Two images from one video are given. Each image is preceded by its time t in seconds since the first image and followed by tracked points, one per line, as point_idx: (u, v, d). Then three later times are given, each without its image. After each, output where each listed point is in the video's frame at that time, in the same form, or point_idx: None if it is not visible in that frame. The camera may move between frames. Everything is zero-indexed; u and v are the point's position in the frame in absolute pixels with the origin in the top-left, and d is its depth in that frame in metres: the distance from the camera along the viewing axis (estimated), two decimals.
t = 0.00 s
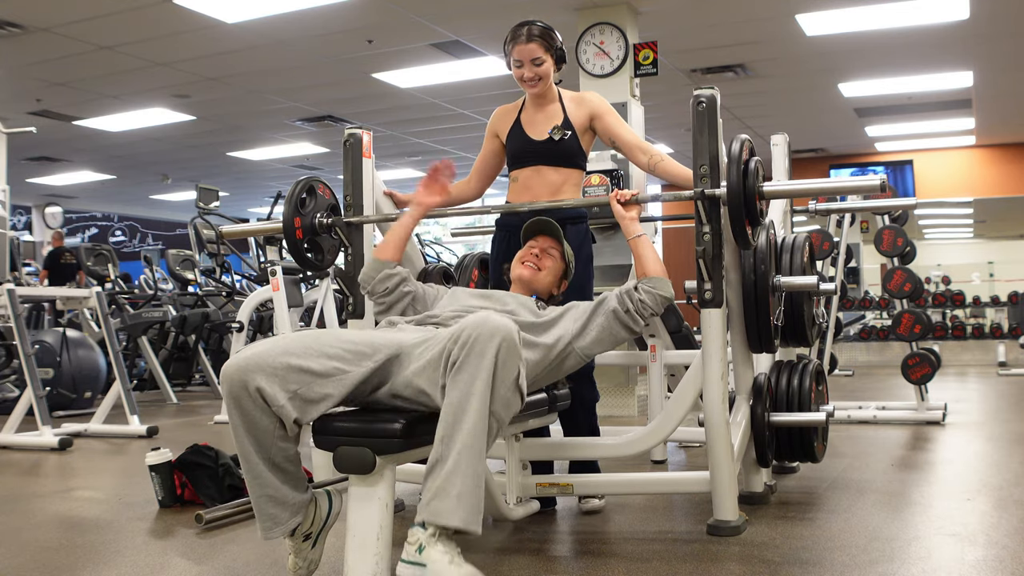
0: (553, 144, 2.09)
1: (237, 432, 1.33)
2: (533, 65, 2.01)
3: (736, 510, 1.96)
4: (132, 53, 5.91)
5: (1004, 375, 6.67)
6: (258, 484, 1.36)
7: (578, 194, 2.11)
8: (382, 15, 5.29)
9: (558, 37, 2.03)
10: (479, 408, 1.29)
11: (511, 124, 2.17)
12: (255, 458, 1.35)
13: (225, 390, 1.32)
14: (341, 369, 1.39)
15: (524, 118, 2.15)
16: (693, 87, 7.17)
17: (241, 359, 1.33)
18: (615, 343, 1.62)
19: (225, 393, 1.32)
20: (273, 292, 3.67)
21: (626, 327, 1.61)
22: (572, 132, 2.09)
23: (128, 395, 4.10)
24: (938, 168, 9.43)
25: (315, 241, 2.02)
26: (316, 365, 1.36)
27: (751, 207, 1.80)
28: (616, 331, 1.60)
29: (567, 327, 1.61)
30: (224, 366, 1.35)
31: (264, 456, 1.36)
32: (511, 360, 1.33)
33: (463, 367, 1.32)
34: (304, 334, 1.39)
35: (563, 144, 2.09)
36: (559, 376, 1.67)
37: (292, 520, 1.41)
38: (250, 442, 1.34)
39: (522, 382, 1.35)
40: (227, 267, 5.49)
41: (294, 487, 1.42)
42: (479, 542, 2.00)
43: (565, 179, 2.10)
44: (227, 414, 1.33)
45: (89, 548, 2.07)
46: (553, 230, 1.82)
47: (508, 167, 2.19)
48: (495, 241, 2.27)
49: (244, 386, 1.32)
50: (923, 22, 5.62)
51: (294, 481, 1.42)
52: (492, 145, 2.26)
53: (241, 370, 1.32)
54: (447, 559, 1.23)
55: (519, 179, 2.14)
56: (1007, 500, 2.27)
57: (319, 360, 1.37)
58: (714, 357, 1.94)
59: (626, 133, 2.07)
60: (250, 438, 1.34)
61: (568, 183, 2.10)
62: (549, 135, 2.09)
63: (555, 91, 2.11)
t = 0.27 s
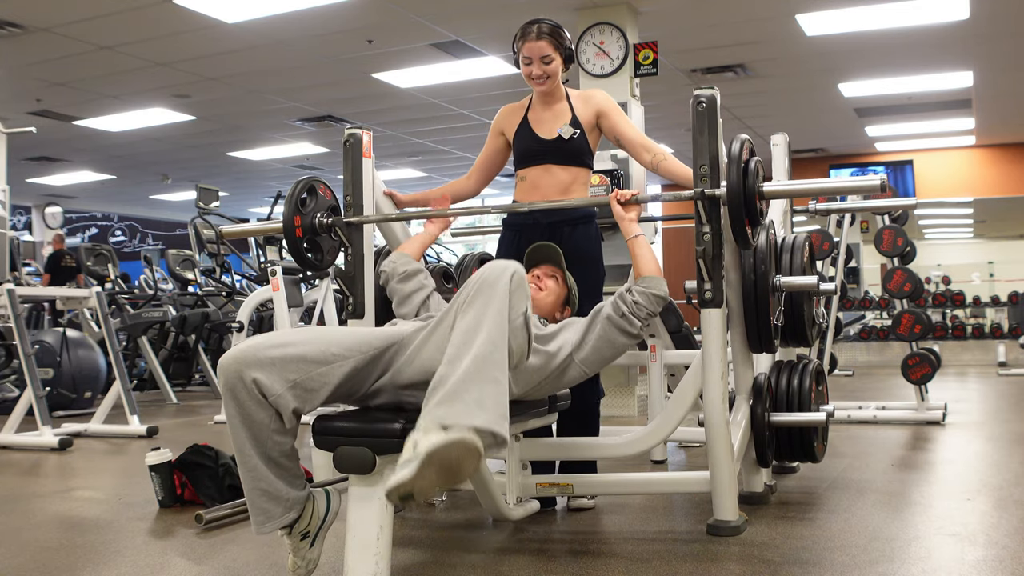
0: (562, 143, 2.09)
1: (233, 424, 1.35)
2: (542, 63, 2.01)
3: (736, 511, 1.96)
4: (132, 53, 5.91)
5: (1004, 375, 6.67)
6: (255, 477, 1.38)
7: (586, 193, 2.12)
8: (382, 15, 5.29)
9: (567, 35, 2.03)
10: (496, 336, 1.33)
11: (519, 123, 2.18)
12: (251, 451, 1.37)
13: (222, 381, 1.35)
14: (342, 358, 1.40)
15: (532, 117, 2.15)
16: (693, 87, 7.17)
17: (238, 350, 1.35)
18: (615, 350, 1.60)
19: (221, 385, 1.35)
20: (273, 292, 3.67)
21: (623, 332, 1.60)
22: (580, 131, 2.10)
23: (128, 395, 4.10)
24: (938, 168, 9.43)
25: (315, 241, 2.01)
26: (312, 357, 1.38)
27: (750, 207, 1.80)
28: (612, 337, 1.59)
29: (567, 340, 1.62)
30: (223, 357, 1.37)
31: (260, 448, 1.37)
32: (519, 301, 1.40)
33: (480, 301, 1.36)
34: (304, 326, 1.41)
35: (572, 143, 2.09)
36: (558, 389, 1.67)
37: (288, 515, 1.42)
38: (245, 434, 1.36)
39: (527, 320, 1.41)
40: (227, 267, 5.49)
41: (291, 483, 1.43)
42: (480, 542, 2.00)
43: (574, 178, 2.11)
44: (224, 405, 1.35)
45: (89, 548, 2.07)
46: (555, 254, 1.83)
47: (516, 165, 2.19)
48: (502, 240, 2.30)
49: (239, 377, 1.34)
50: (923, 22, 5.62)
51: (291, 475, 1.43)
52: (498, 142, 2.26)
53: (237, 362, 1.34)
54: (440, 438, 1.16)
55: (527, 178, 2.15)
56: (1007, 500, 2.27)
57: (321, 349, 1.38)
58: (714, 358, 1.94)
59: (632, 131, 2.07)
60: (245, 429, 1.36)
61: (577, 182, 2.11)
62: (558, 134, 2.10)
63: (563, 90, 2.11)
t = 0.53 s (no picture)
0: (569, 148, 2.10)
1: (229, 419, 1.35)
2: (550, 69, 2.00)
3: (736, 510, 1.96)
4: (132, 53, 5.91)
5: (1004, 375, 6.67)
6: (251, 472, 1.38)
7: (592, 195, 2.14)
8: (382, 15, 5.29)
9: (575, 40, 2.02)
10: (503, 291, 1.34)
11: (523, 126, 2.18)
12: (248, 446, 1.37)
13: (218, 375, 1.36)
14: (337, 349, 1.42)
15: (537, 121, 2.15)
16: (693, 87, 7.17)
17: (233, 344, 1.37)
18: (610, 356, 1.61)
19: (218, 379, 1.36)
20: (273, 292, 3.67)
21: (618, 337, 1.60)
22: (586, 136, 2.11)
23: (128, 395, 4.11)
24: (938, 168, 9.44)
25: (316, 241, 2.01)
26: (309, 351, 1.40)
27: (750, 206, 1.80)
28: (608, 343, 1.60)
29: (566, 350, 1.63)
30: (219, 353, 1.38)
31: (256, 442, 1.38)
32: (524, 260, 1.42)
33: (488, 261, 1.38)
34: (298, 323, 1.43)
35: (578, 148, 2.10)
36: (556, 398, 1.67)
37: (286, 511, 1.41)
38: (242, 427, 1.36)
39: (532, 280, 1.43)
40: (227, 267, 5.49)
41: (288, 480, 1.43)
42: (480, 542, 2.00)
43: (580, 184, 2.12)
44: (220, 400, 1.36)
45: (89, 548, 2.07)
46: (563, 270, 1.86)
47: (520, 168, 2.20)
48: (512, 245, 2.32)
49: (234, 370, 1.35)
50: (923, 22, 5.62)
51: (289, 471, 1.43)
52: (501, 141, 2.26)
53: (232, 355, 1.35)
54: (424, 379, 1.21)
55: (533, 182, 2.16)
56: (1008, 500, 2.27)
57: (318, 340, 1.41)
58: (714, 357, 1.94)
59: (636, 135, 2.07)
60: (242, 423, 1.36)
61: (583, 185, 2.12)
62: (564, 139, 2.10)
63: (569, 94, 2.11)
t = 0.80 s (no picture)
0: (574, 150, 2.11)
1: (232, 435, 1.34)
2: (554, 72, 2.01)
3: (736, 510, 1.96)
4: (132, 53, 5.91)
5: (1004, 375, 6.67)
6: (260, 485, 1.37)
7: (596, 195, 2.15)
8: (382, 15, 5.29)
9: (578, 44, 2.02)
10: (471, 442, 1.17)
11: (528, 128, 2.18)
12: (252, 460, 1.36)
13: (214, 397, 1.33)
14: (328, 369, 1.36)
15: (542, 123, 2.16)
16: (693, 87, 7.17)
17: (227, 365, 1.34)
18: (604, 357, 1.59)
19: (215, 400, 1.34)
20: (273, 292, 3.68)
21: (611, 337, 1.59)
22: (590, 137, 2.11)
23: (128, 395, 4.11)
24: (938, 168, 9.44)
25: (315, 241, 2.02)
26: (302, 369, 1.35)
27: (751, 206, 1.79)
28: (598, 343, 1.58)
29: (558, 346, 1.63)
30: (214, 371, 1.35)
31: (262, 455, 1.37)
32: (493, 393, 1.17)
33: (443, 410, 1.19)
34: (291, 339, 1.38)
35: (584, 149, 2.11)
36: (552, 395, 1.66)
37: (299, 517, 1.41)
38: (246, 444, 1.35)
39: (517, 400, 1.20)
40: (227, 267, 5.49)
41: (300, 486, 1.41)
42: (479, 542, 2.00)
43: (585, 184, 2.13)
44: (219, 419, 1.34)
45: (89, 548, 2.07)
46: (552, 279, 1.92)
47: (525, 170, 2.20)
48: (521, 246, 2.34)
49: (230, 391, 1.32)
50: (923, 22, 5.62)
51: (298, 477, 1.42)
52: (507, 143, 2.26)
53: (226, 375, 1.33)
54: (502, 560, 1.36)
55: (538, 184, 2.16)
56: (1007, 500, 2.27)
57: (307, 365, 1.35)
58: (714, 357, 1.95)
59: (641, 133, 2.07)
60: (245, 440, 1.35)
61: (588, 186, 2.13)
62: (569, 140, 2.11)
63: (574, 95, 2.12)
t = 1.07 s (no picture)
0: (587, 158, 2.22)
1: (241, 477, 1.29)
2: (558, 87, 2.15)
3: (736, 510, 1.96)
4: (132, 53, 5.91)
5: (1004, 375, 6.67)
6: (272, 529, 1.30)
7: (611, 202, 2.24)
8: (382, 15, 5.29)
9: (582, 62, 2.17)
10: (473, 500, 1.22)
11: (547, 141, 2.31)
12: (266, 501, 1.30)
13: (218, 440, 1.30)
14: (325, 394, 1.35)
15: (557, 135, 2.30)
16: (693, 87, 7.17)
17: (225, 405, 1.31)
18: (576, 369, 1.57)
19: (219, 443, 1.30)
20: (273, 292, 3.68)
21: (582, 345, 1.56)
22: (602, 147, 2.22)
23: (128, 395, 4.11)
24: (938, 168, 9.44)
25: (319, 242, 2.01)
26: (298, 391, 1.34)
27: (752, 206, 1.79)
28: (573, 346, 1.55)
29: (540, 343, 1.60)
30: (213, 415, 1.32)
31: (275, 493, 1.31)
32: (496, 445, 1.22)
33: (446, 469, 1.21)
34: (284, 365, 1.36)
35: (596, 157, 2.22)
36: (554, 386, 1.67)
37: (319, 559, 1.32)
38: (257, 483, 1.30)
39: (517, 452, 1.24)
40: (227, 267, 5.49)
41: (318, 524, 1.34)
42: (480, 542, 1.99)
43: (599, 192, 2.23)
44: (227, 463, 1.30)
45: (89, 548, 2.06)
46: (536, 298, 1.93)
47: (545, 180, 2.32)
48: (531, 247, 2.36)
49: (232, 430, 1.29)
50: (923, 22, 5.62)
51: (311, 519, 1.33)
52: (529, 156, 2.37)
53: (226, 414, 1.30)
54: None
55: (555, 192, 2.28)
56: (1008, 500, 2.27)
57: (303, 390, 1.34)
58: (714, 357, 1.94)
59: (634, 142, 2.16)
60: (255, 479, 1.30)
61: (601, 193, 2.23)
62: (583, 150, 2.22)
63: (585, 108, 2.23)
